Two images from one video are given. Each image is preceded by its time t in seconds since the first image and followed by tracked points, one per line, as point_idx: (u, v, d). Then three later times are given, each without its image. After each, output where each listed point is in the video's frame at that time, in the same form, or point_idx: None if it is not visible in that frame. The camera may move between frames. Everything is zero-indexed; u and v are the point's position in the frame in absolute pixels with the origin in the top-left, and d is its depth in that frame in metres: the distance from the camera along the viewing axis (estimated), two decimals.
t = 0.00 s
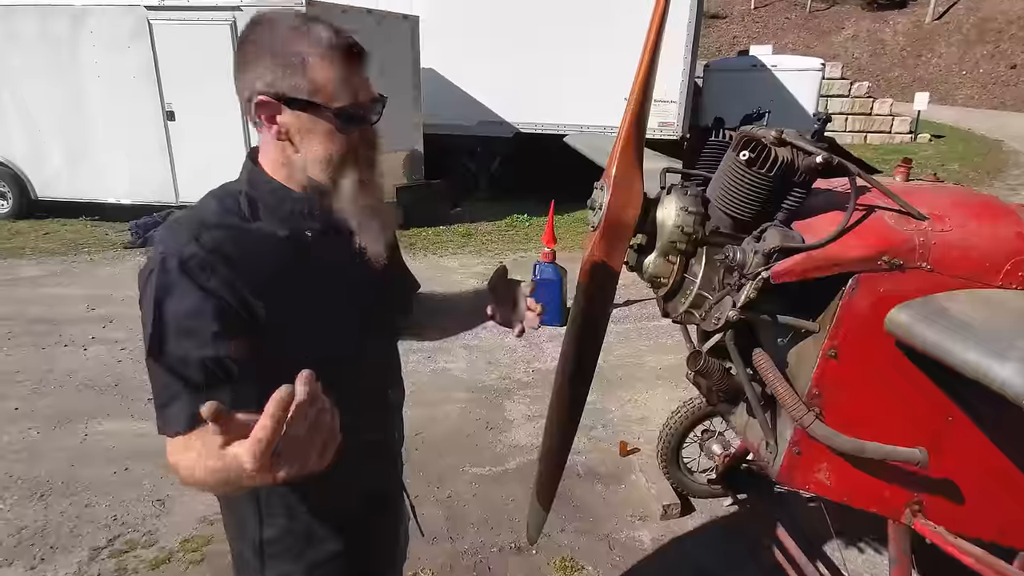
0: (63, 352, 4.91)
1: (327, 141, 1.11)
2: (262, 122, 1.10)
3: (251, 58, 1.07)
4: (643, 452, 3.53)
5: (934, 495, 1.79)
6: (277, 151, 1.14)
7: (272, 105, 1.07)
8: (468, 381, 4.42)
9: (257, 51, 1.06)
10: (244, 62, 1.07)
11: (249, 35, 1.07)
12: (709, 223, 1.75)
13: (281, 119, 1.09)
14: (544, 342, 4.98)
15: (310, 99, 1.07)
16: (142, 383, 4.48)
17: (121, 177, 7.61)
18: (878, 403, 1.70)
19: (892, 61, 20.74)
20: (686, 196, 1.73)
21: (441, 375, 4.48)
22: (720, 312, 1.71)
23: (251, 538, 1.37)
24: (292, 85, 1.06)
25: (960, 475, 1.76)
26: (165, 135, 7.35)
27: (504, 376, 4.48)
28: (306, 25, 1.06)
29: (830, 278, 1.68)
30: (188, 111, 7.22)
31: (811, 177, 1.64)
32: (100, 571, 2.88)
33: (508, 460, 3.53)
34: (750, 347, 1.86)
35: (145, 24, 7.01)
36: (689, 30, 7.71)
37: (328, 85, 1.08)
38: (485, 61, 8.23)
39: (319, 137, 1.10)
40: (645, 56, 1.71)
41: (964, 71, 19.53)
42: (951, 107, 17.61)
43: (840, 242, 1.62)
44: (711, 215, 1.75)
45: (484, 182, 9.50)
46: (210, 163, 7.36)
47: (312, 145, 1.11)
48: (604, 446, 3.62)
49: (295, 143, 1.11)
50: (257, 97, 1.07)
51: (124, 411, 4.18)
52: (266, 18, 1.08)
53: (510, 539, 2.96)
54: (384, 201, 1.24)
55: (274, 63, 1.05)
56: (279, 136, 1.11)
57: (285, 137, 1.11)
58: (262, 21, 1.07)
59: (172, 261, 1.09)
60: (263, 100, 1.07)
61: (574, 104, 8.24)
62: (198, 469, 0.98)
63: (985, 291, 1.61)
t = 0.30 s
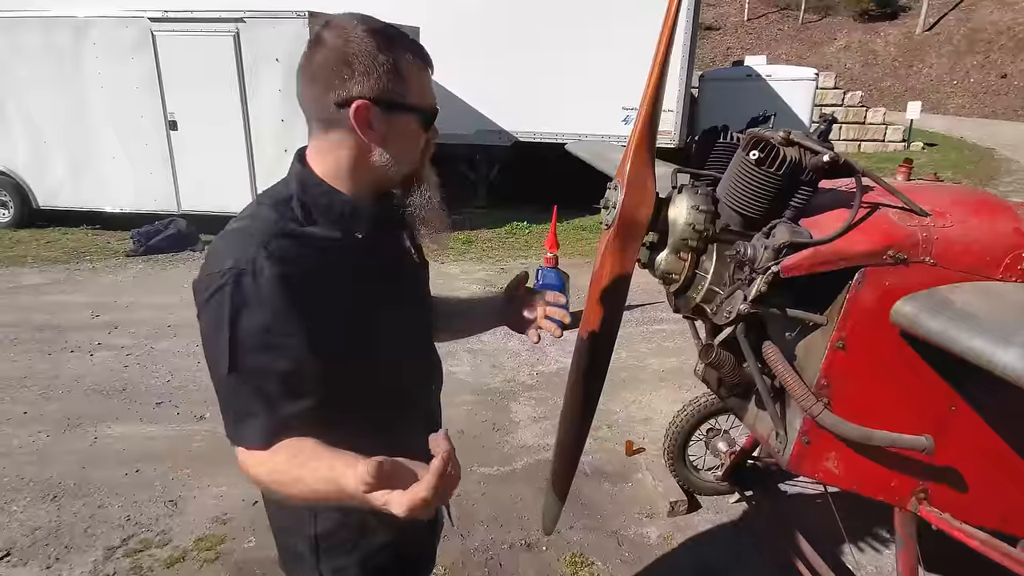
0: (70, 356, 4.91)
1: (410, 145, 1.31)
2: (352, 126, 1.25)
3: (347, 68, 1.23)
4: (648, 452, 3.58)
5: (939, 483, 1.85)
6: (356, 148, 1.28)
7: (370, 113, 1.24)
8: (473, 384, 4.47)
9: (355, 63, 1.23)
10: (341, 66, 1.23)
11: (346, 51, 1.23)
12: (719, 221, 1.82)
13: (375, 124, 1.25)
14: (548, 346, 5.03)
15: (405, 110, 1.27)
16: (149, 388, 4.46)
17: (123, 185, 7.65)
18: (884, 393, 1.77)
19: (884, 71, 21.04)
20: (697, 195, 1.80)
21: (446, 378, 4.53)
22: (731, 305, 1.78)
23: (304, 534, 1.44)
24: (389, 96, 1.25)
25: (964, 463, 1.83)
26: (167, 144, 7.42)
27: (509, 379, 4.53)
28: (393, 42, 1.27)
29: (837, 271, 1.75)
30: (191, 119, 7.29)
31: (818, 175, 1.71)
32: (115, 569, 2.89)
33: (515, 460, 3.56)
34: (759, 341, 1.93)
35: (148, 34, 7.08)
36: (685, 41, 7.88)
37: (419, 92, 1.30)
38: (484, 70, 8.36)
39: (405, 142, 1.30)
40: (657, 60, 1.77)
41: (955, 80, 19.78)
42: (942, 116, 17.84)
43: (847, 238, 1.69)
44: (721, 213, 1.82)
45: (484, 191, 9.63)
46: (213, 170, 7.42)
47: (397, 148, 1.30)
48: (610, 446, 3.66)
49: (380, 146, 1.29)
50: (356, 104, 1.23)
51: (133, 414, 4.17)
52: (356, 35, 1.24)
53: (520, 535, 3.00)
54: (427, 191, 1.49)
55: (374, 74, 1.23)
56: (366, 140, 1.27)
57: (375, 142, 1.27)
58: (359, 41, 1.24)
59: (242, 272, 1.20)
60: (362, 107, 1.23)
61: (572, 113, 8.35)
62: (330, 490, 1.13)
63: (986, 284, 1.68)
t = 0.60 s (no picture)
0: (65, 357, 4.87)
1: (430, 140, 1.40)
2: (376, 121, 1.34)
3: (373, 65, 1.32)
4: (646, 447, 3.63)
5: (930, 470, 1.91)
6: (379, 142, 1.37)
7: (393, 108, 1.33)
8: (470, 381, 4.50)
9: (381, 60, 1.32)
10: (367, 63, 1.33)
11: (372, 49, 1.33)
12: (719, 217, 1.87)
13: (397, 119, 1.34)
14: (544, 343, 5.07)
15: (426, 106, 1.36)
16: (148, 389, 4.34)
17: (115, 185, 7.60)
18: (879, 383, 1.83)
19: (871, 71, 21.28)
20: (697, 192, 1.86)
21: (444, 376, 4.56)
22: (731, 299, 1.84)
23: (349, 522, 1.50)
24: (411, 92, 1.34)
25: (956, 451, 1.89)
26: (160, 144, 7.40)
27: (506, 377, 4.56)
28: (420, 44, 1.37)
29: (833, 266, 1.81)
30: (184, 119, 7.28)
31: (814, 172, 1.77)
32: (119, 569, 2.79)
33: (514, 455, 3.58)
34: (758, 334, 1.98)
35: (140, 34, 7.08)
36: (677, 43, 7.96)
37: (441, 91, 1.38)
38: (481, 69, 8.43)
39: (425, 137, 1.39)
40: (659, 61, 1.82)
41: (940, 80, 20.00)
42: (928, 116, 18.06)
43: (843, 233, 1.75)
44: (721, 210, 1.88)
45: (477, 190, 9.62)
46: (207, 170, 7.40)
47: (418, 143, 1.39)
48: (609, 441, 3.69)
49: (402, 141, 1.37)
50: (380, 99, 1.32)
51: (132, 414, 4.06)
52: (384, 34, 1.34)
53: (521, 529, 3.02)
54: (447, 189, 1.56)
55: (398, 71, 1.32)
56: (390, 135, 1.36)
57: (397, 136, 1.36)
58: (386, 40, 1.34)
59: (305, 268, 1.27)
60: (386, 102, 1.32)
61: (566, 112, 8.40)
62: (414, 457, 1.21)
63: (975, 277, 1.74)
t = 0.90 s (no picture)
0: (50, 360, 4.82)
1: (436, 141, 1.43)
2: (384, 125, 1.36)
3: (380, 70, 1.34)
4: (636, 443, 3.67)
5: (912, 461, 1.97)
6: (387, 145, 1.39)
7: (400, 111, 1.35)
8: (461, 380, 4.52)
9: (387, 64, 1.34)
10: (374, 68, 1.34)
11: (379, 54, 1.35)
12: (708, 216, 1.91)
13: (405, 122, 1.36)
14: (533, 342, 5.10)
15: (432, 107, 1.38)
16: (136, 391, 4.31)
17: (99, 186, 7.52)
18: (864, 376, 1.88)
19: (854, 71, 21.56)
20: (686, 191, 1.90)
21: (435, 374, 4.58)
22: (720, 296, 1.87)
23: (358, 519, 1.54)
24: (418, 96, 1.36)
25: (937, 442, 1.94)
26: (144, 143, 7.33)
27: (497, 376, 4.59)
28: (424, 46, 1.38)
29: (818, 263, 1.85)
30: (168, 119, 7.22)
31: (800, 172, 1.81)
32: (110, 571, 2.78)
33: (505, 453, 3.60)
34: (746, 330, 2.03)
35: (123, 33, 7.01)
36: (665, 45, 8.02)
37: (446, 93, 1.40)
38: (481, 68, 8.43)
39: (432, 138, 1.41)
40: (647, 65, 1.86)
41: (921, 80, 20.28)
42: (909, 115, 18.33)
43: (827, 231, 1.79)
44: (709, 209, 1.92)
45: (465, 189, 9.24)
46: (192, 169, 7.35)
47: (424, 144, 1.41)
48: (599, 438, 3.73)
49: (409, 143, 1.40)
50: (387, 103, 1.34)
51: (119, 417, 4.02)
52: (390, 39, 1.36)
53: (513, 526, 3.04)
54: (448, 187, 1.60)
55: (406, 75, 1.34)
56: (397, 137, 1.38)
57: (404, 139, 1.39)
58: (393, 45, 1.36)
59: (326, 267, 1.30)
60: (394, 106, 1.34)
61: (553, 112, 8.46)
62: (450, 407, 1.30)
63: (954, 273, 1.79)
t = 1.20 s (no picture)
0: (34, 368, 4.75)
1: (440, 158, 1.46)
2: (389, 144, 1.40)
3: (384, 90, 1.35)
4: (626, 446, 3.68)
5: (899, 465, 1.99)
6: (392, 163, 1.43)
7: (405, 132, 1.38)
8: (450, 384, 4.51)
9: (391, 84, 1.35)
10: (379, 89, 1.36)
11: (382, 73, 1.36)
12: (696, 224, 1.93)
13: (409, 142, 1.39)
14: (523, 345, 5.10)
15: (436, 127, 1.40)
16: (122, 398, 4.27)
17: (83, 190, 7.43)
18: (851, 383, 1.90)
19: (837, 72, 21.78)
20: (675, 200, 1.91)
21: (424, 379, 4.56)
22: (709, 304, 1.89)
23: (362, 521, 1.55)
24: (422, 116, 1.38)
25: (922, 446, 1.97)
26: (128, 147, 7.26)
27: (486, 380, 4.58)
28: (430, 65, 1.39)
29: (805, 270, 1.87)
30: (152, 121, 7.15)
31: (787, 181, 1.83)
32: None
33: (496, 458, 3.60)
34: (735, 337, 2.05)
35: (106, 35, 6.93)
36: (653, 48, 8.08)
37: (450, 112, 1.43)
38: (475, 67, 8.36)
39: (436, 156, 1.44)
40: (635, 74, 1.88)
41: (903, 81, 20.52)
42: (892, 116, 18.54)
43: (814, 239, 1.81)
44: (698, 217, 1.93)
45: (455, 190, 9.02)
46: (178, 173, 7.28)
47: (428, 162, 1.44)
48: (589, 441, 3.73)
49: (413, 161, 1.43)
50: (392, 124, 1.37)
51: (105, 425, 3.97)
52: (394, 57, 1.36)
53: (504, 532, 3.03)
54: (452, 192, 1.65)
55: (409, 96, 1.35)
56: (401, 156, 1.42)
57: (409, 157, 1.42)
58: (396, 65, 1.36)
59: (355, 273, 1.35)
60: (398, 127, 1.37)
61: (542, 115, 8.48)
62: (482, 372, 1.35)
63: (939, 280, 1.82)
